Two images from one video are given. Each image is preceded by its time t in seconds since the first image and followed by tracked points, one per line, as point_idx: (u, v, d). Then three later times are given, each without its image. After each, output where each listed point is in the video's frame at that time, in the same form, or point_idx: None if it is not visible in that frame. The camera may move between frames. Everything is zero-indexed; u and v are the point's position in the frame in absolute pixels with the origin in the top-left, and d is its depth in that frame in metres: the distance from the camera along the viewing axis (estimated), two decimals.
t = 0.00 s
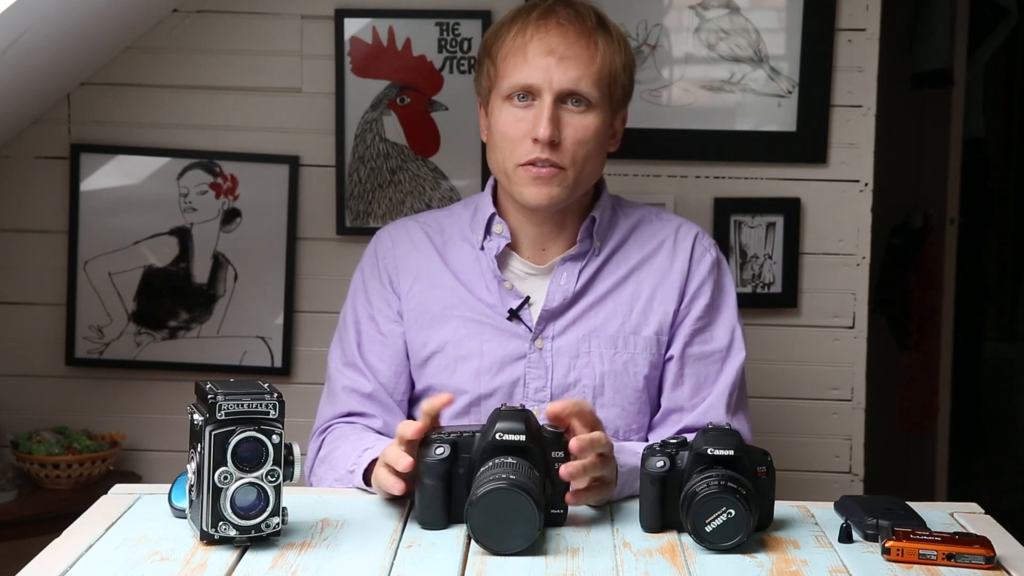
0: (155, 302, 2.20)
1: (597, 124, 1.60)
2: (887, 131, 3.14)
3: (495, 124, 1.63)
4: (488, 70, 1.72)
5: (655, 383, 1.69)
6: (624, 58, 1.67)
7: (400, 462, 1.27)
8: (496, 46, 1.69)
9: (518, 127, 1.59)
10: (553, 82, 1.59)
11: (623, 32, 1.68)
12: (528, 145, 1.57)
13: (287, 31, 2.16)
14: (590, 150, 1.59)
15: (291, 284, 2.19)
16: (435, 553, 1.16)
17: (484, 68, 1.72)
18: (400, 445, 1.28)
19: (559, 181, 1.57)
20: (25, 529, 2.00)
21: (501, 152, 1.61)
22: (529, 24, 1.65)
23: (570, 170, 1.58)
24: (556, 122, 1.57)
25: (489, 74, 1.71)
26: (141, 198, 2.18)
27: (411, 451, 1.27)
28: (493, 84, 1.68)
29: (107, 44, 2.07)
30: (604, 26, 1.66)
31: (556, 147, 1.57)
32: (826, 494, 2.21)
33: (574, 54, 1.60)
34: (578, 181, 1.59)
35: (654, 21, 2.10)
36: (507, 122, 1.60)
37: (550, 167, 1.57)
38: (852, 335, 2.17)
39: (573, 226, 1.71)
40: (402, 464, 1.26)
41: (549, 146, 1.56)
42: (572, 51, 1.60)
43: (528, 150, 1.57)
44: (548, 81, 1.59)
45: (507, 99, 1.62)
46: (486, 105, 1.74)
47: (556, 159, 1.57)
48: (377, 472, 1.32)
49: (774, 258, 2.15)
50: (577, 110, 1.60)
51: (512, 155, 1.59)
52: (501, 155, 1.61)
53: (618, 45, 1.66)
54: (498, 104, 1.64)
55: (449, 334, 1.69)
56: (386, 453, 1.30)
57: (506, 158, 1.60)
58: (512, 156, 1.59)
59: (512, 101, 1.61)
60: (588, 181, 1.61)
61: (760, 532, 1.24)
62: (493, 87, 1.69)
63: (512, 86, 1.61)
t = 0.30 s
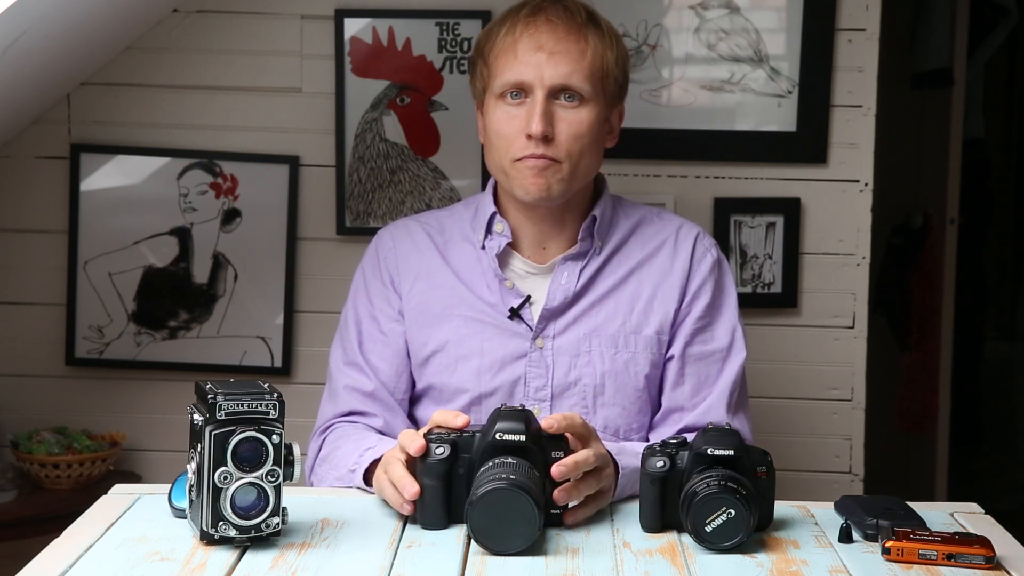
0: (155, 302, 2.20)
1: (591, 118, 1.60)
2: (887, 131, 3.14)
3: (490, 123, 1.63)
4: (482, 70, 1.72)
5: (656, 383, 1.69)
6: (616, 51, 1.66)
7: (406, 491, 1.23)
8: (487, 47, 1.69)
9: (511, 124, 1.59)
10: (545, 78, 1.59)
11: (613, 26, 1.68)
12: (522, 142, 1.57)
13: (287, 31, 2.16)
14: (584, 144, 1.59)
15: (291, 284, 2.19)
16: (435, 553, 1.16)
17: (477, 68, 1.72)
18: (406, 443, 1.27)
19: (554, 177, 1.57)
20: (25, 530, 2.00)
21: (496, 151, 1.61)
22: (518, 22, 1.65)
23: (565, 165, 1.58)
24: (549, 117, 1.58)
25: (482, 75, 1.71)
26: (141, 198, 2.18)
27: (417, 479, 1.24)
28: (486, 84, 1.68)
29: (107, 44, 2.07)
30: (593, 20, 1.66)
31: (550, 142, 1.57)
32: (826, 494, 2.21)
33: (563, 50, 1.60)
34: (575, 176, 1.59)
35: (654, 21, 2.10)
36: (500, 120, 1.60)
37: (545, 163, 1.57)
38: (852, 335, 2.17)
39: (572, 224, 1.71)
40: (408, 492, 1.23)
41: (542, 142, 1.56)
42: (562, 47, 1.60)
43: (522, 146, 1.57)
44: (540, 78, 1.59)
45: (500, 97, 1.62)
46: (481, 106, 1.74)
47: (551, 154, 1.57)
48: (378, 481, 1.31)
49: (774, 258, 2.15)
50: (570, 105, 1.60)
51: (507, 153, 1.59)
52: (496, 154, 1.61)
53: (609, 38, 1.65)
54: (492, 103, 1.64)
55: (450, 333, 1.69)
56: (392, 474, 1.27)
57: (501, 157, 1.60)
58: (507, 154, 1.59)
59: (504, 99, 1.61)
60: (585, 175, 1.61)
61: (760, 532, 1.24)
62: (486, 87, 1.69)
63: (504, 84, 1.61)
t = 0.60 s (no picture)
0: (155, 302, 2.20)
1: (585, 117, 1.59)
2: (887, 131, 3.14)
3: (485, 128, 1.63)
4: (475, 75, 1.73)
5: (656, 383, 1.69)
6: (607, 48, 1.66)
7: (406, 509, 1.23)
8: (478, 51, 1.69)
9: (506, 128, 1.59)
10: (536, 80, 1.59)
11: (603, 22, 1.68)
12: (517, 146, 1.57)
13: (287, 31, 2.16)
14: (579, 144, 1.59)
15: (291, 284, 2.19)
16: (435, 553, 1.16)
17: (470, 73, 1.73)
18: (403, 454, 1.27)
19: (551, 178, 1.57)
20: (25, 530, 2.00)
21: (492, 155, 1.61)
22: (507, 24, 1.65)
23: (561, 166, 1.58)
24: (542, 119, 1.58)
25: (475, 79, 1.71)
26: (141, 198, 2.18)
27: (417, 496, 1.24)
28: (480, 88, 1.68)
29: (107, 44, 2.07)
30: (582, 18, 1.65)
31: (544, 144, 1.57)
32: (825, 494, 2.21)
33: (553, 50, 1.60)
34: (571, 176, 1.59)
35: (654, 21, 2.10)
36: (494, 124, 1.60)
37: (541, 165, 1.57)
38: (852, 335, 2.17)
39: (573, 224, 1.71)
40: (408, 510, 1.23)
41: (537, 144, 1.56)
42: (551, 47, 1.60)
43: (517, 150, 1.57)
44: (531, 79, 1.59)
45: (493, 101, 1.62)
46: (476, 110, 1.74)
47: (546, 156, 1.57)
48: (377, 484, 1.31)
49: (774, 258, 2.15)
50: (563, 105, 1.60)
51: (502, 156, 1.59)
52: (492, 158, 1.61)
53: (599, 35, 1.65)
54: (486, 107, 1.64)
55: (450, 333, 1.69)
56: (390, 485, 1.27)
57: (497, 161, 1.60)
58: (502, 158, 1.59)
59: (497, 103, 1.61)
60: (582, 175, 1.61)
61: (760, 532, 1.24)
62: (480, 91, 1.69)
63: (496, 88, 1.61)
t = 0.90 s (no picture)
0: (155, 302, 2.20)
1: (580, 119, 1.59)
2: (887, 131, 3.14)
3: (480, 131, 1.63)
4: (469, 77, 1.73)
5: (656, 383, 1.69)
6: (600, 48, 1.66)
7: (406, 509, 1.23)
8: (472, 55, 1.69)
9: (501, 131, 1.59)
10: (530, 83, 1.59)
11: (597, 23, 1.67)
12: (512, 149, 1.57)
13: (287, 31, 2.16)
14: (574, 145, 1.58)
15: (291, 284, 2.19)
16: (435, 553, 1.16)
17: (464, 76, 1.72)
18: (403, 455, 1.27)
19: (547, 180, 1.57)
20: (25, 529, 2.00)
21: (487, 158, 1.61)
22: (501, 28, 1.65)
23: (556, 168, 1.58)
24: (536, 121, 1.57)
25: (470, 82, 1.71)
26: (141, 198, 2.18)
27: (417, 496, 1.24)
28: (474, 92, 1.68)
29: (107, 44, 2.07)
30: (576, 20, 1.65)
31: (539, 146, 1.57)
32: (825, 494, 2.21)
33: (547, 53, 1.60)
34: (567, 179, 1.59)
35: (654, 21, 2.10)
36: (488, 128, 1.60)
37: (537, 167, 1.57)
38: (852, 335, 2.17)
39: (570, 224, 1.71)
40: (408, 510, 1.23)
41: (532, 146, 1.56)
42: (545, 50, 1.60)
43: (512, 153, 1.57)
44: (525, 83, 1.59)
45: (487, 105, 1.62)
46: (471, 112, 1.74)
47: (541, 158, 1.57)
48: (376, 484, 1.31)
49: (774, 258, 2.15)
50: (558, 107, 1.60)
51: (498, 159, 1.59)
52: (488, 161, 1.61)
53: (593, 37, 1.65)
54: (480, 111, 1.64)
55: (450, 334, 1.69)
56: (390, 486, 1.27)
57: (493, 164, 1.60)
58: (498, 161, 1.59)
59: (492, 106, 1.61)
60: (578, 176, 1.61)
61: (760, 532, 1.24)
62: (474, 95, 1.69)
63: (490, 91, 1.61)
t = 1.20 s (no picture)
0: (155, 302, 2.21)
1: (577, 142, 1.59)
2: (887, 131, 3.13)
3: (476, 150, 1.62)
4: (465, 85, 1.70)
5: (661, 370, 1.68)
6: (597, 64, 1.63)
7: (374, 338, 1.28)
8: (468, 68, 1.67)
9: (497, 154, 1.58)
10: (527, 107, 1.57)
11: (594, 36, 1.64)
12: (509, 173, 1.57)
13: (287, 31, 2.16)
14: (571, 167, 1.58)
15: (291, 284, 2.19)
16: (435, 553, 1.16)
17: (461, 86, 1.71)
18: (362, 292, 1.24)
19: (543, 204, 1.58)
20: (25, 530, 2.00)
21: (485, 177, 1.61)
22: (497, 46, 1.62)
23: (554, 191, 1.58)
24: (534, 146, 1.57)
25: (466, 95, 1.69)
26: (141, 198, 2.18)
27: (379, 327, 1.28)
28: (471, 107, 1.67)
29: (107, 44, 2.07)
30: (573, 38, 1.62)
31: (536, 171, 1.57)
32: (825, 493, 2.21)
33: (544, 76, 1.58)
34: (564, 201, 1.59)
35: (654, 21, 2.10)
36: (485, 148, 1.60)
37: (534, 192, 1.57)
38: (852, 335, 2.17)
39: (568, 228, 1.70)
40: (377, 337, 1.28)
41: (529, 172, 1.56)
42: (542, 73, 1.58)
43: (510, 176, 1.57)
44: (522, 107, 1.58)
45: (484, 124, 1.61)
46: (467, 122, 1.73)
47: (538, 183, 1.57)
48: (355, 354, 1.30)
49: (774, 258, 2.15)
50: (554, 130, 1.59)
51: (495, 182, 1.59)
52: (485, 180, 1.61)
53: (590, 55, 1.62)
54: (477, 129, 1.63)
55: (450, 329, 1.69)
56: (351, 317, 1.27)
57: (490, 184, 1.60)
58: (495, 182, 1.59)
59: (489, 126, 1.60)
60: (575, 195, 1.62)
61: (760, 532, 1.24)
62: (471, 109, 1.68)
63: (486, 112, 1.60)
